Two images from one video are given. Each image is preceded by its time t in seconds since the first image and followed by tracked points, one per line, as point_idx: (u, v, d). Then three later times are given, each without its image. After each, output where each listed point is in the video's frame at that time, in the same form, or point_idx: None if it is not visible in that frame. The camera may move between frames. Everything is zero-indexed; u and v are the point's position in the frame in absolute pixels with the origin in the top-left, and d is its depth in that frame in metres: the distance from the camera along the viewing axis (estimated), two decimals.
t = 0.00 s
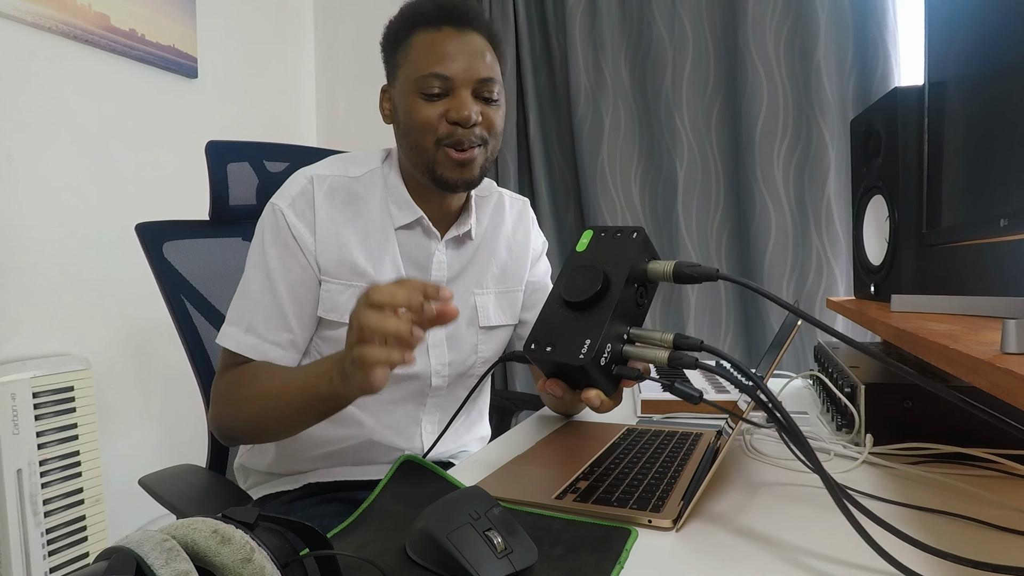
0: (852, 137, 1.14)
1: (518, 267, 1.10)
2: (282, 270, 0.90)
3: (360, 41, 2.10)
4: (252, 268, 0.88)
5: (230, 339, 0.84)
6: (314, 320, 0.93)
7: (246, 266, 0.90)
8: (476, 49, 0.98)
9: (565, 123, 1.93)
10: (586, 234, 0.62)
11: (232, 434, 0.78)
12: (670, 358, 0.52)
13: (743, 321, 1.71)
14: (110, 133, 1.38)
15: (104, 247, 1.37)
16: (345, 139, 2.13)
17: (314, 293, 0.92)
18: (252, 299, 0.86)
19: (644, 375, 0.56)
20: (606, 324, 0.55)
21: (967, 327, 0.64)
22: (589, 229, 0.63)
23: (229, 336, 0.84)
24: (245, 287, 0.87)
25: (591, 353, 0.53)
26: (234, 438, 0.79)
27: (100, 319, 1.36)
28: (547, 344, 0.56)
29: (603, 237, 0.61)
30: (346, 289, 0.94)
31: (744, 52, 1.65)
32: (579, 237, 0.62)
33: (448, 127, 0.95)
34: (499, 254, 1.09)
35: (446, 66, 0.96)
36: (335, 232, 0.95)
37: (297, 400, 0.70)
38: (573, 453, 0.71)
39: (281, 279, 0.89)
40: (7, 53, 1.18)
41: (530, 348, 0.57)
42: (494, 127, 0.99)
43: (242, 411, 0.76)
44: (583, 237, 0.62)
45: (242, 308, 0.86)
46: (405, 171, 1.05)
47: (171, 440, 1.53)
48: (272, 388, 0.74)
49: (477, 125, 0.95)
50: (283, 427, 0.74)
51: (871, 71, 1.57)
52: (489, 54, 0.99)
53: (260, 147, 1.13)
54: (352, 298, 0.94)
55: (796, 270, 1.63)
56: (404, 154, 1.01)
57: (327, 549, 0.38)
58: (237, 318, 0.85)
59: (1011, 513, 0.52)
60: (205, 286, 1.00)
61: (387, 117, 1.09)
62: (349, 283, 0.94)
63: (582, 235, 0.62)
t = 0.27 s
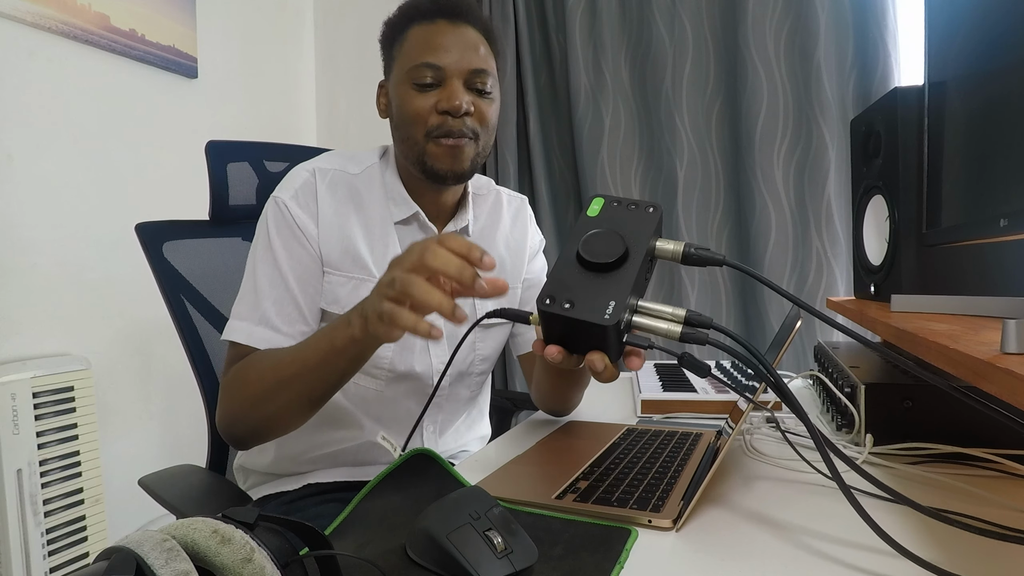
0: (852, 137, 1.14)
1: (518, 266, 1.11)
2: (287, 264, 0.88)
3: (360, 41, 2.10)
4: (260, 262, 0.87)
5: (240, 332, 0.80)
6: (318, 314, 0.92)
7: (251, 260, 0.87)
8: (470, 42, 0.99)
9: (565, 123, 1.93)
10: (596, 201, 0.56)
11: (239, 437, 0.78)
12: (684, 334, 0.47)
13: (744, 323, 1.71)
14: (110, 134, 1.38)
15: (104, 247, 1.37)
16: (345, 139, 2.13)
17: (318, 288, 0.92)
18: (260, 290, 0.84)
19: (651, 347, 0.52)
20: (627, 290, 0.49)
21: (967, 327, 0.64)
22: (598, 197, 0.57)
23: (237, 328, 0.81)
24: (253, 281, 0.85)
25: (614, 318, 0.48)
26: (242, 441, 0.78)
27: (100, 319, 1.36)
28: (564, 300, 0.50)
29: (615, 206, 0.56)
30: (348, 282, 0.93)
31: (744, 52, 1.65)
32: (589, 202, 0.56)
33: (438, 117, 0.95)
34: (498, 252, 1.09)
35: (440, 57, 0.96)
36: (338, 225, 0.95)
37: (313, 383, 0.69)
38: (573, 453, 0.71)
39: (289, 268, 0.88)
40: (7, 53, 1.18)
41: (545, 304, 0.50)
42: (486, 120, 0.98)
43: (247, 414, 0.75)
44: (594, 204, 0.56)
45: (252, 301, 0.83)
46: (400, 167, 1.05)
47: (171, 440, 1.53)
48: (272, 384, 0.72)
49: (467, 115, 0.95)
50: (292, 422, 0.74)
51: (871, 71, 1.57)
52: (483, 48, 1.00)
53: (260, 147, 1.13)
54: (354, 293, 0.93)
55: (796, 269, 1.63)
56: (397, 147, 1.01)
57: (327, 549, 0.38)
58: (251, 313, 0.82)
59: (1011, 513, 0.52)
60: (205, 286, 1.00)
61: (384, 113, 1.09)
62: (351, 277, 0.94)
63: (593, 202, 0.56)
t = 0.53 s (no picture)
0: (852, 137, 1.14)
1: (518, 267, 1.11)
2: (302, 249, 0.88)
3: (360, 41, 2.10)
4: (273, 246, 0.86)
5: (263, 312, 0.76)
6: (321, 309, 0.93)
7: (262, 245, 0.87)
8: (470, 34, 0.98)
9: (565, 123, 1.93)
10: (630, 179, 0.53)
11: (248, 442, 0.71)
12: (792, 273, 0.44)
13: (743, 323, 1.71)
14: (110, 133, 1.38)
15: (104, 247, 1.37)
16: (345, 139, 2.13)
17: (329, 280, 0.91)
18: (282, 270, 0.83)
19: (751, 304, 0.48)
20: (718, 243, 0.45)
21: (967, 327, 0.64)
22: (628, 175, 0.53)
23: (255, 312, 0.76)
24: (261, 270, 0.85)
25: (732, 268, 0.43)
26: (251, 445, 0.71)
27: (100, 319, 1.36)
28: (671, 267, 0.44)
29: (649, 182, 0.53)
30: (354, 278, 0.94)
31: (744, 52, 1.65)
32: (624, 181, 0.52)
33: (443, 117, 0.95)
34: (498, 253, 1.09)
35: (439, 52, 0.96)
36: (345, 216, 0.95)
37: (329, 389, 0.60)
38: (572, 453, 0.71)
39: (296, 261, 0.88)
40: (7, 53, 1.17)
41: (649, 273, 0.43)
42: (490, 115, 0.99)
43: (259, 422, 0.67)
44: (628, 182, 0.52)
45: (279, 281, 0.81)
46: (401, 167, 1.05)
47: (171, 440, 1.53)
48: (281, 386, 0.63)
49: (472, 112, 0.95)
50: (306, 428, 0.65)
51: (871, 71, 1.57)
52: (485, 39, 0.99)
53: (259, 147, 1.13)
54: (358, 289, 0.94)
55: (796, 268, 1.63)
56: (399, 148, 1.01)
57: (327, 549, 0.38)
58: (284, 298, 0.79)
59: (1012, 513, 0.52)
60: (205, 286, 1.00)
61: (382, 111, 1.09)
62: (357, 272, 0.94)
63: (627, 180, 0.53)
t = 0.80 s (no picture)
0: (852, 136, 1.14)
1: (515, 267, 1.10)
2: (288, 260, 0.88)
3: (360, 40, 2.10)
4: (261, 257, 0.87)
5: (239, 328, 0.80)
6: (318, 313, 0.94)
7: (249, 256, 0.87)
8: (481, 36, 0.98)
9: (565, 122, 1.93)
10: (635, 181, 0.52)
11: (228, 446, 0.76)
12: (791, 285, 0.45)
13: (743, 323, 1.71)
14: (110, 133, 1.38)
15: (104, 247, 1.37)
16: (345, 139, 2.13)
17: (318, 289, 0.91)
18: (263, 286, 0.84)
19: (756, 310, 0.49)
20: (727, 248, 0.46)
21: (967, 327, 0.64)
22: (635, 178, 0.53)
23: (236, 325, 0.80)
24: (252, 275, 0.85)
25: (739, 274, 0.43)
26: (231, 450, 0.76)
27: (100, 319, 1.36)
28: (675, 271, 0.44)
29: (655, 184, 0.52)
30: (348, 283, 0.93)
31: (745, 51, 1.65)
32: (629, 183, 0.52)
33: (453, 117, 0.95)
34: (497, 254, 1.09)
35: (450, 52, 0.96)
36: (339, 224, 0.96)
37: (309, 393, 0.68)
38: (572, 453, 0.71)
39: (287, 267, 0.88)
40: (7, 53, 1.17)
41: (655, 278, 0.43)
42: (499, 118, 0.98)
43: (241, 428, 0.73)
44: (634, 184, 0.52)
45: (252, 296, 0.83)
46: (405, 166, 1.05)
47: (171, 440, 1.53)
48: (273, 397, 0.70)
49: (483, 114, 0.95)
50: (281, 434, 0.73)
51: (871, 72, 1.57)
52: (495, 41, 1.00)
53: (259, 147, 1.13)
54: (354, 295, 0.93)
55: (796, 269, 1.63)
56: (406, 147, 1.01)
57: (327, 549, 0.38)
58: (251, 308, 0.82)
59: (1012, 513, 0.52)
60: (205, 286, 1.00)
61: (388, 109, 1.09)
62: (351, 277, 0.94)
63: (632, 182, 0.52)
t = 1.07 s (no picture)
0: (852, 136, 1.14)
1: (511, 267, 1.11)
2: (282, 266, 0.88)
3: (360, 40, 2.10)
4: (253, 261, 0.87)
5: (230, 335, 0.80)
6: (312, 315, 0.94)
7: (244, 259, 0.88)
8: (475, 37, 0.99)
9: (565, 122, 1.93)
10: (630, 183, 0.52)
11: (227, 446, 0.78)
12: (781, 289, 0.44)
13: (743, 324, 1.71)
14: (110, 133, 1.38)
15: (104, 247, 1.37)
16: (345, 139, 2.13)
17: (310, 293, 0.91)
18: (255, 291, 0.84)
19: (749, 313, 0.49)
20: (722, 248, 0.45)
21: (967, 327, 0.64)
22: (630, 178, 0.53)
23: (228, 331, 0.81)
24: (247, 282, 0.85)
25: (730, 276, 0.43)
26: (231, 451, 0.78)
27: (100, 319, 1.36)
28: (667, 273, 0.44)
29: (650, 185, 0.52)
30: (343, 285, 0.94)
31: (744, 51, 1.65)
32: (624, 184, 0.52)
33: (444, 117, 0.95)
34: (495, 254, 1.09)
35: (443, 52, 0.96)
36: (333, 229, 0.95)
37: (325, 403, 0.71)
38: (573, 453, 0.71)
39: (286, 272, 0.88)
40: (7, 53, 1.17)
41: (646, 279, 0.43)
42: (491, 119, 0.99)
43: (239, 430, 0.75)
44: (629, 185, 0.52)
45: (243, 302, 0.83)
46: (400, 165, 1.05)
47: (171, 440, 1.53)
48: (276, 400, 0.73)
49: (473, 114, 0.95)
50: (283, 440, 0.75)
51: (871, 72, 1.57)
52: (490, 42, 1.00)
53: (259, 147, 1.13)
54: (348, 296, 0.94)
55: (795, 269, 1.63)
56: (399, 146, 1.01)
57: (327, 549, 0.38)
58: (241, 314, 0.82)
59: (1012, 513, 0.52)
60: (205, 286, 1.00)
61: (383, 109, 1.09)
62: (346, 280, 0.94)
63: (627, 183, 0.52)
